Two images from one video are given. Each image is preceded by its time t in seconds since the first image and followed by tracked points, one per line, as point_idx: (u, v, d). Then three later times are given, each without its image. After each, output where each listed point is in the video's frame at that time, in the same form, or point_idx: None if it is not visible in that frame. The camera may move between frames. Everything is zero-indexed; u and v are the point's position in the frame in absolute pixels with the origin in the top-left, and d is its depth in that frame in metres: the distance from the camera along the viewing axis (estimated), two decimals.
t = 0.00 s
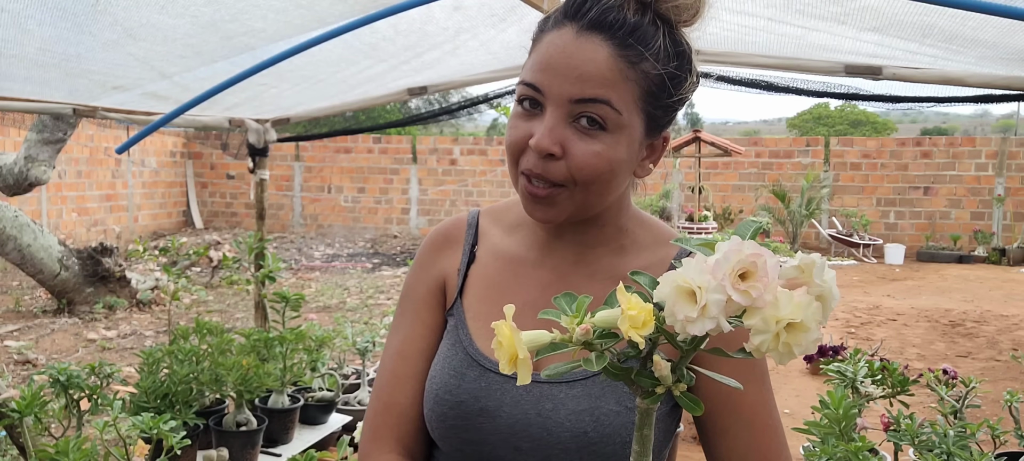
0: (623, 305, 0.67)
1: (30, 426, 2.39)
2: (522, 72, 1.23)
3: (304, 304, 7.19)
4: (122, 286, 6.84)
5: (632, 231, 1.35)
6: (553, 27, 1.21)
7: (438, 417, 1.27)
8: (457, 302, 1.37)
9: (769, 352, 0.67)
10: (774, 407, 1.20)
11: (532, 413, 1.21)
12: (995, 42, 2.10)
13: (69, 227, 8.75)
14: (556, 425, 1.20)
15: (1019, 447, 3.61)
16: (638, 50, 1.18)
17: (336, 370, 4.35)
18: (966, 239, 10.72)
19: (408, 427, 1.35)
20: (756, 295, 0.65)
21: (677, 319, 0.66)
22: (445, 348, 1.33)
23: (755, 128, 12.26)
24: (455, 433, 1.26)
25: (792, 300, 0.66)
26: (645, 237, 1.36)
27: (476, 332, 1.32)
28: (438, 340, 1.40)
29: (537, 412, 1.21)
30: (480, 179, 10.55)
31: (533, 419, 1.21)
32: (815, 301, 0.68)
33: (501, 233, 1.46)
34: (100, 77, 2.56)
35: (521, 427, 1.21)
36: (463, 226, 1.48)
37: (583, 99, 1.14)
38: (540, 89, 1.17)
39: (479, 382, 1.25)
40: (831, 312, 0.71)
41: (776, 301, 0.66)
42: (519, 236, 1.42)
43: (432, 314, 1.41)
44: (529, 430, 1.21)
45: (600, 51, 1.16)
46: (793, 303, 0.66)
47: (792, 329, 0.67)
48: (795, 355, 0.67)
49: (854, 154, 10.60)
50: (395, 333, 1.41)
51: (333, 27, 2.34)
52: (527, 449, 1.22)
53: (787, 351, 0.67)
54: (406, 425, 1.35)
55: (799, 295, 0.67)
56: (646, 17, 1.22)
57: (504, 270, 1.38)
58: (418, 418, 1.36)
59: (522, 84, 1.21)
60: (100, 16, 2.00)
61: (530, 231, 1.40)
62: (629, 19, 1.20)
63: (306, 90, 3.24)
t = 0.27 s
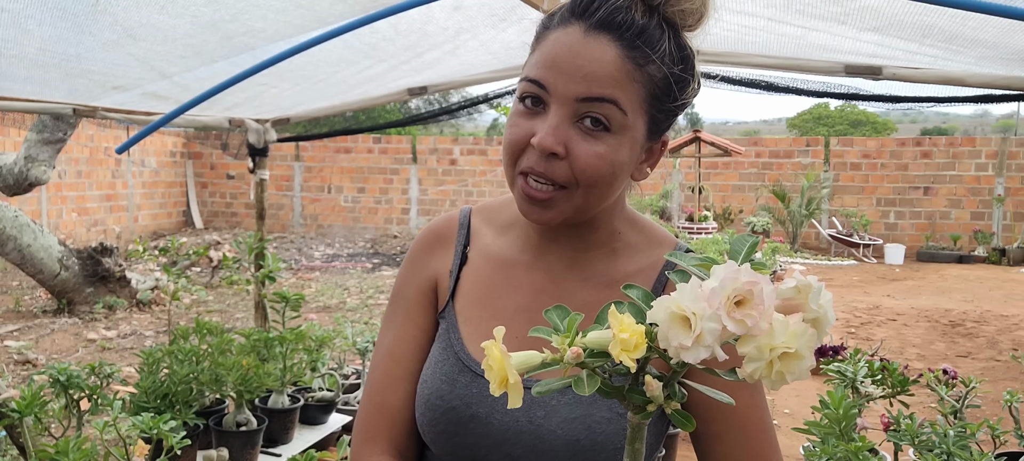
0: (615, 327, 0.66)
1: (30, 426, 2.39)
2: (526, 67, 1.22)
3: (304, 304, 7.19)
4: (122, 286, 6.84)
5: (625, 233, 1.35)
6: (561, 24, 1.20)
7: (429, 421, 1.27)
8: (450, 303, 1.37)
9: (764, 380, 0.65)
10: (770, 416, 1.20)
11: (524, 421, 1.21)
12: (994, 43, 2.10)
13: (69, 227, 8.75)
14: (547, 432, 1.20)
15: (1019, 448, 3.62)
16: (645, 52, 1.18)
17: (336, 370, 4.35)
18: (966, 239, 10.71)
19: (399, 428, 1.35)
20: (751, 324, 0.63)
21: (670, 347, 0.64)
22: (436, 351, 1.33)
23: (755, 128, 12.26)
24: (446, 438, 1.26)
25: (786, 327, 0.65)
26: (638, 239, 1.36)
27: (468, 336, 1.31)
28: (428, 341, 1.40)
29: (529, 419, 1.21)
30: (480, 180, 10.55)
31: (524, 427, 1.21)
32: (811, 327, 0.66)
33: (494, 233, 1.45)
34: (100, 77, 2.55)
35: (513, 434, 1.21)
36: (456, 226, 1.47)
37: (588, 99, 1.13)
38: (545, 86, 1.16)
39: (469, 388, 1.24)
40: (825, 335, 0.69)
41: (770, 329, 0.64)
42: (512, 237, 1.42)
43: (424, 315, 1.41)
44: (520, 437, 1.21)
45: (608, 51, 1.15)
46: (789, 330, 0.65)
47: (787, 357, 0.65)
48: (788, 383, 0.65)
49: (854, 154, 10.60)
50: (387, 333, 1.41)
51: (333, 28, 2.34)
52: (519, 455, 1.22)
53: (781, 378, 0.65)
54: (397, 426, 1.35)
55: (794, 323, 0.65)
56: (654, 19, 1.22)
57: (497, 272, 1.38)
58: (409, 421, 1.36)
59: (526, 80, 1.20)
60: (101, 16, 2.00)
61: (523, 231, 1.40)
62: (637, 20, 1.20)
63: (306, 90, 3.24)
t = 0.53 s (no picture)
0: (610, 293, 0.67)
1: (30, 425, 2.39)
2: (523, 59, 1.23)
3: (304, 304, 7.19)
4: (122, 286, 6.84)
5: (618, 224, 1.35)
6: (556, 15, 1.21)
7: (431, 411, 1.27)
8: (447, 299, 1.37)
9: (756, 342, 0.66)
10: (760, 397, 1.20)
11: (523, 404, 1.21)
12: (994, 43, 2.10)
13: (69, 227, 8.75)
14: (546, 414, 1.19)
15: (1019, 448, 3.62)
16: (638, 41, 1.19)
17: (336, 370, 4.35)
18: (965, 239, 10.71)
19: (401, 424, 1.35)
20: (742, 287, 0.64)
21: (665, 311, 0.65)
22: (436, 344, 1.33)
23: (755, 128, 12.26)
24: (448, 428, 1.26)
25: (776, 290, 0.66)
26: (631, 230, 1.36)
27: (467, 328, 1.31)
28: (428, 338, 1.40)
29: (527, 403, 1.20)
30: (480, 180, 10.54)
31: (524, 411, 1.20)
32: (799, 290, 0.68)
33: (489, 230, 1.45)
34: (100, 77, 2.55)
35: (512, 419, 1.20)
36: (453, 225, 1.47)
37: (587, 85, 1.14)
38: (544, 74, 1.17)
39: (470, 376, 1.24)
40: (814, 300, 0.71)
41: (761, 292, 0.66)
42: (507, 233, 1.42)
43: (424, 311, 1.40)
44: (519, 422, 1.20)
45: (605, 39, 1.16)
46: (778, 293, 0.66)
47: (777, 318, 0.67)
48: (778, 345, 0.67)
49: (854, 154, 10.60)
50: (388, 332, 1.41)
51: (333, 28, 2.34)
52: (519, 440, 1.21)
53: (771, 339, 0.66)
54: (400, 422, 1.35)
55: (783, 285, 0.67)
56: (645, 13, 1.23)
57: (493, 267, 1.37)
58: (412, 416, 1.36)
59: (524, 70, 1.20)
60: (101, 16, 1.99)
61: (518, 226, 1.40)
62: (630, 12, 1.21)
63: (306, 90, 3.24)
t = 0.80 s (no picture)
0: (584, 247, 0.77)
1: (30, 425, 2.39)
2: (523, 66, 1.23)
3: (304, 304, 7.19)
4: (122, 286, 6.84)
5: (606, 217, 1.36)
6: (553, 25, 1.22)
7: (438, 406, 1.27)
8: (448, 299, 1.37)
9: (725, 280, 0.75)
10: (755, 371, 1.21)
11: (525, 386, 1.20)
12: (994, 43, 2.10)
13: (69, 227, 8.76)
14: (547, 393, 1.18)
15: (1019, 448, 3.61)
16: (634, 46, 1.22)
17: (336, 370, 4.35)
18: (965, 239, 10.71)
19: (413, 426, 1.35)
20: (706, 229, 0.74)
21: (640, 261, 0.75)
22: (439, 343, 1.33)
23: (755, 128, 12.26)
24: (455, 419, 1.26)
25: (738, 231, 0.75)
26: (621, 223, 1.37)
27: (468, 323, 1.32)
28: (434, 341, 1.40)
29: (529, 385, 1.20)
30: (480, 180, 10.53)
31: (526, 392, 1.20)
32: (761, 232, 0.77)
33: (485, 234, 1.45)
34: (100, 77, 2.55)
35: (515, 402, 1.20)
36: (451, 233, 1.47)
37: (597, 91, 1.17)
38: (553, 83, 1.18)
39: (473, 366, 1.25)
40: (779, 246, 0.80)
41: (723, 233, 0.75)
42: (501, 237, 1.42)
43: (427, 315, 1.40)
44: (522, 403, 1.20)
45: (609, 46, 1.18)
46: (740, 233, 0.75)
47: (743, 257, 0.76)
48: (746, 282, 0.76)
49: (854, 154, 10.60)
50: (394, 340, 1.41)
51: (333, 28, 2.34)
52: (523, 423, 1.20)
53: (739, 277, 0.75)
54: (411, 424, 1.35)
55: (745, 227, 0.76)
56: (627, 18, 1.26)
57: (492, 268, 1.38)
58: (422, 416, 1.36)
59: (528, 78, 1.21)
60: (101, 17, 2.00)
61: (511, 227, 1.41)
62: (620, 17, 1.23)
63: (306, 90, 3.24)
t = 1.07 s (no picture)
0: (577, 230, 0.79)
1: (30, 425, 2.40)
2: (507, 76, 1.26)
3: (304, 304, 7.19)
4: (122, 285, 6.83)
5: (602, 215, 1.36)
6: (534, 34, 1.24)
7: (442, 404, 1.27)
8: (449, 303, 1.37)
9: (714, 251, 0.77)
10: (750, 357, 1.20)
11: (527, 378, 1.20)
12: (994, 43, 2.10)
13: (69, 227, 8.76)
14: (549, 384, 1.19)
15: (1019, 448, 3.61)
16: (614, 50, 1.24)
17: (336, 370, 4.35)
18: (965, 239, 10.71)
19: (419, 428, 1.35)
20: (692, 205, 0.77)
21: (630, 239, 0.77)
22: (441, 344, 1.33)
23: (755, 128, 12.26)
24: (460, 415, 1.25)
25: (722, 204, 0.78)
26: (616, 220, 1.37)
27: (469, 323, 1.32)
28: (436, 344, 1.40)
29: (531, 377, 1.20)
30: (480, 180, 10.53)
31: (528, 383, 1.20)
32: (745, 205, 0.79)
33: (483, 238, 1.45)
34: (100, 77, 2.56)
35: (518, 393, 1.20)
36: (449, 240, 1.47)
37: (579, 93, 1.19)
38: (537, 89, 1.21)
39: (475, 361, 1.25)
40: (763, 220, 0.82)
41: (708, 207, 0.77)
42: (498, 242, 1.42)
43: (429, 320, 1.40)
44: (525, 394, 1.20)
45: (588, 51, 1.21)
46: (724, 206, 0.77)
47: (728, 230, 0.78)
48: (734, 253, 0.77)
49: (854, 154, 10.59)
50: (397, 346, 1.41)
51: (333, 28, 2.34)
52: (527, 414, 1.20)
53: (728, 249, 0.77)
54: (417, 426, 1.35)
55: (728, 201, 0.78)
56: (605, 25, 1.28)
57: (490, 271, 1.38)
58: (428, 417, 1.35)
59: (513, 86, 1.23)
60: (101, 16, 1.99)
61: (507, 230, 1.41)
62: (597, 22, 1.26)
63: (306, 90, 3.24)
